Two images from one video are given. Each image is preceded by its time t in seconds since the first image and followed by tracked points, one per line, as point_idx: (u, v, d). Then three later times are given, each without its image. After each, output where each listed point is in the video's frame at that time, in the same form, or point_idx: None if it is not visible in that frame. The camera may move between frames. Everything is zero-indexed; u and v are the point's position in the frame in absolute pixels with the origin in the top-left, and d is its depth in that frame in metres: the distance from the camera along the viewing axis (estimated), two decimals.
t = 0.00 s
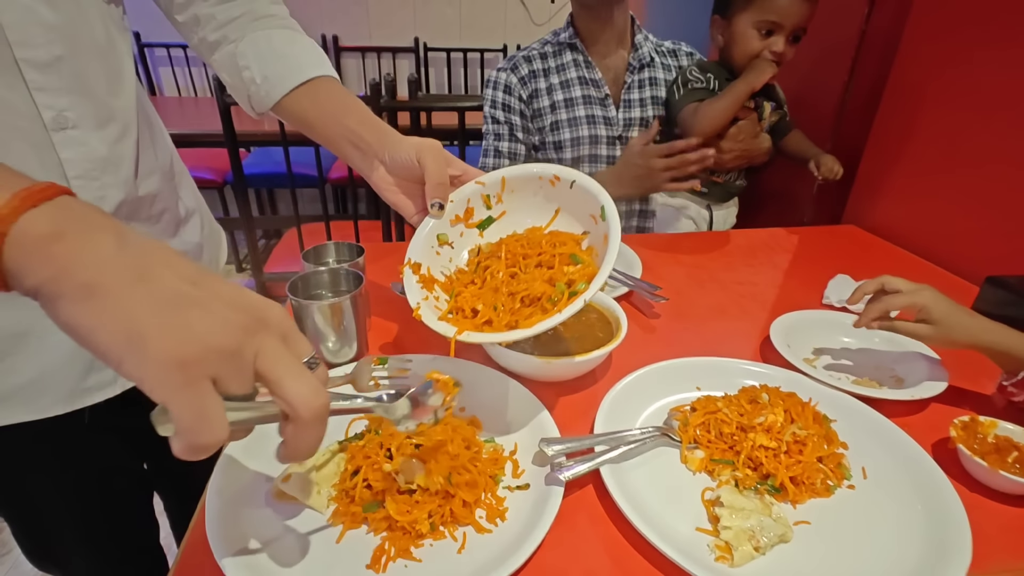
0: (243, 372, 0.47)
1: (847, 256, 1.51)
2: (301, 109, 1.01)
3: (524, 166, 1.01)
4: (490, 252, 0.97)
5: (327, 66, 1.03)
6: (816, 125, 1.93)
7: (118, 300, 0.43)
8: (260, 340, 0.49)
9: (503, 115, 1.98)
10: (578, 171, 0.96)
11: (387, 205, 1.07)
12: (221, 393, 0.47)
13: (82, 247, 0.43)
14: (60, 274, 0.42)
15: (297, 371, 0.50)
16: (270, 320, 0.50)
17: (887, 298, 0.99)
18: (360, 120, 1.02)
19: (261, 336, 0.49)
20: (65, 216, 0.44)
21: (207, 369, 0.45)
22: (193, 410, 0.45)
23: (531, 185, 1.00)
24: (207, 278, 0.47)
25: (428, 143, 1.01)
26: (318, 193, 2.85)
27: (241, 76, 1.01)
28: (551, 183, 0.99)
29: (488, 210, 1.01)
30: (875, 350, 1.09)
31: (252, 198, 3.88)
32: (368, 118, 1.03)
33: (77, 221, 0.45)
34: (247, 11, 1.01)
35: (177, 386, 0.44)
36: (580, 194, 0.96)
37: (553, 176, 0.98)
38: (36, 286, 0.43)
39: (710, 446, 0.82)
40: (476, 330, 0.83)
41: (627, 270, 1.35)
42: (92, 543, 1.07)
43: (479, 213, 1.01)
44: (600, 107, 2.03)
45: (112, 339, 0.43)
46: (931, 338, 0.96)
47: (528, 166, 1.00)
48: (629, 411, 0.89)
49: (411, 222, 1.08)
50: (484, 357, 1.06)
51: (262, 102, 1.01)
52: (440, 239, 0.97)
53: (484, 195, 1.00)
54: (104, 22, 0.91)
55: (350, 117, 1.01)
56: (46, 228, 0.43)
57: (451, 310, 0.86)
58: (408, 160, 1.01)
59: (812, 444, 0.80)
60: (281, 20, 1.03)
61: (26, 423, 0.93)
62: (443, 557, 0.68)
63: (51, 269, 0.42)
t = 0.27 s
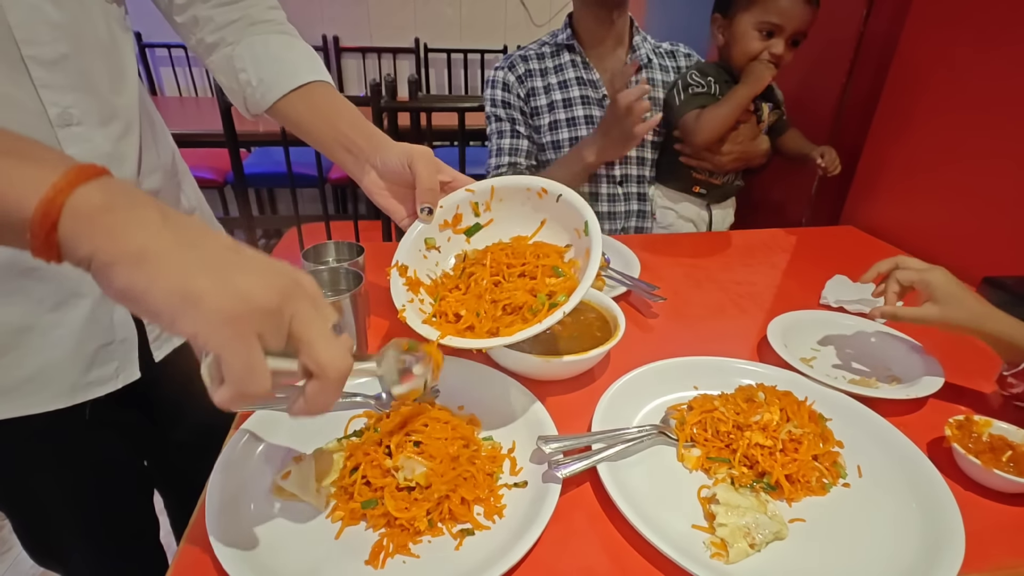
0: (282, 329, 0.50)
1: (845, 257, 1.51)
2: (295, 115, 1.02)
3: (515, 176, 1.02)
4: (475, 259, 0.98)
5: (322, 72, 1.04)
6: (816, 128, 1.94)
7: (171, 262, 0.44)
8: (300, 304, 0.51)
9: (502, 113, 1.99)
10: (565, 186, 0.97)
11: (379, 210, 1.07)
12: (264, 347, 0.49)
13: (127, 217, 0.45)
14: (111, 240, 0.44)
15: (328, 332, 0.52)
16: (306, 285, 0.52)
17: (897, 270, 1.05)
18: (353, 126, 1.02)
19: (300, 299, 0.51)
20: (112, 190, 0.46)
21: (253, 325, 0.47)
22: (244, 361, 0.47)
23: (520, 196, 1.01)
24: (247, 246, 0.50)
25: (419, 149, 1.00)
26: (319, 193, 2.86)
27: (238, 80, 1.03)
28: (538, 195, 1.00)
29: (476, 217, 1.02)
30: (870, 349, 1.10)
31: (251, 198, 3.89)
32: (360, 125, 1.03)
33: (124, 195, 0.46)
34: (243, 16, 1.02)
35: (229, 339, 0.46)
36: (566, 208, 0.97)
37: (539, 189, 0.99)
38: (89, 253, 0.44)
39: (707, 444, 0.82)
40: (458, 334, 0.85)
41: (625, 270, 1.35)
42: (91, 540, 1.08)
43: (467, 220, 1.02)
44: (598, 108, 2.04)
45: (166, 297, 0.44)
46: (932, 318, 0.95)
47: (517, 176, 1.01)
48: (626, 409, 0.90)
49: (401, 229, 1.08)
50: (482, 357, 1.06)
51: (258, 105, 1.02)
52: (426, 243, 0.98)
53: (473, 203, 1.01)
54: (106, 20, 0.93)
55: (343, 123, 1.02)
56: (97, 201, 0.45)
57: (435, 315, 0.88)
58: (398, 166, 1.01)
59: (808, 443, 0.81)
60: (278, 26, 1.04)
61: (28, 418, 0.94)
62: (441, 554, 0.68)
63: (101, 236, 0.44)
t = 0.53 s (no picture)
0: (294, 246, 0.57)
1: (845, 258, 1.51)
2: (291, 117, 1.00)
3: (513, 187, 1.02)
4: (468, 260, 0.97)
5: (317, 74, 1.03)
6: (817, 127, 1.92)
7: (180, 182, 0.50)
8: (307, 222, 0.58)
9: (502, 117, 1.97)
10: (560, 197, 0.98)
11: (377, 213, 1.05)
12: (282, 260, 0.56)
13: (131, 137, 0.50)
14: (118, 161, 0.49)
15: (337, 243, 0.60)
16: (309, 203, 0.59)
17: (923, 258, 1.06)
18: (349, 127, 1.00)
19: (306, 218, 0.58)
20: (111, 114, 0.51)
21: (269, 241, 0.54)
22: (264, 276, 0.53)
23: (515, 205, 1.02)
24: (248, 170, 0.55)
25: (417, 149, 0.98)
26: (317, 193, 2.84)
27: (232, 80, 1.02)
28: (533, 205, 1.01)
29: (469, 220, 1.01)
30: (870, 351, 1.09)
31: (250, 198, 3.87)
32: (357, 126, 1.01)
33: (124, 116, 0.51)
34: (239, 18, 1.02)
35: (246, 254, 0.52)
36: (559, 219, 0.97)
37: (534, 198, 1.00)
38: (98, 175, 0.49)
39: (704, 447, 0.82)
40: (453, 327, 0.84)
41: (623, 270, 1.35)
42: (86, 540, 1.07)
43: (460, 223, 1.01)
44: (597, 109, 2.03)
45: (179, 217, 0.50)
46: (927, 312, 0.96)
47: (514, 186, 1.01)
48: (622, 411, 0.89)
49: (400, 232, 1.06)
50: (479, 358, 1.05)
51: (252, 105, 1.01)
52: (421, 240, 0.97)
53: (468, 207, 1.01)
54: (103, 17, 0.93)
55: (339, 125, 1.00)
56: (98, 122, 0.50)
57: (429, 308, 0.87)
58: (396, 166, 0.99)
59: (806, 446, 0.80)
60: (273, 29, 1.04)
61: (27, 415, 0.93)
62: (435, 558, 0.68)
63: (108, 157, 0.49)
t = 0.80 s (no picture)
0: (338, 275, 0.62)
1: (840, 265, 1.52)
2: (299, 119, 1.01)
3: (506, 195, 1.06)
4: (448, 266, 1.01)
5: (325, 79, 1.04)
6: (808, 134, 1.93)
7: (231, 224, 0.54)
8: (346, 248, 0.63)
9: (500, 127, 1.98)
10: (546, 211, 1.01)
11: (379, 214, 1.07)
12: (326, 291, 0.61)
13: (182, 176, 0.53)
14: (173, 202, 0.53)
15: (374, 263, 0.65)
16: (345, 228, 0.64)
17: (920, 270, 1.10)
18: (356, 130, 1.02)
19: (343, 244, 0.63)
20: (160, 146, 0.54)
21: (315, 277, 0.59)
22: (319, 312, 0.59)
23: (506, 215, 1.05)
24: (284, 198, 0.59)
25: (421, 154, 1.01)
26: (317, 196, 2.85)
27: (243, 88, 1.02)
28: (522, 216, 1.04)
29: (462, 227, 1.06)
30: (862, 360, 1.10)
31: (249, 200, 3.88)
32: (364, 129, 1.02)
33: (170, 149, 0.54)
34: (248, 26, 1.02)
35: (297, 292, 0.58)
36: (543, 233, 1.00)
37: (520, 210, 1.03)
38: (154, 213, 0.53)
39: (697, 457, 0.83)
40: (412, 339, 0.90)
41: (620, 278, 1.36)
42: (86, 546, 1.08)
43: (453, 229, 1.06)
44: (594, 117, 2.05)
45: (235, 260, 0.55)
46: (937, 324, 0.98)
47: (506, 196, 1.05)
48: (616, 421, 0.90)
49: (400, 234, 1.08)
50: (475, 366, 1.06)
51: (263, 113, 1.01)
52: (407, 243, 1.02)
53: (461, 213, 1.06)
54: (112, 28, 0.94)
55: (347, 128, 1.02)
56: (149, 154, 0.53)
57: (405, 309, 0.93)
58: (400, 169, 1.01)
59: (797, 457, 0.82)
60: (282, 36, 1.05)
61: (30, 421, 0.94)
62: (431, 568, 0.69)
63: (163, 195, 0.53)
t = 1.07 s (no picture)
0: (326, 312, 0.58)
1: (840, 268, 1.51)
2: (299, 116, 1.00)
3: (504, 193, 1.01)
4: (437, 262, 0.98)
5: (326, 75, 1.03)
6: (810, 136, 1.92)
7: (240, 242, 0.53)
8: (341, 287, 0.60)
9: (493, 125, 1.98)
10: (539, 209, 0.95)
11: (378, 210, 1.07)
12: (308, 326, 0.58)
13: (205, 182, 0.52)
14: (196, 209, 0.51)
15: (367, 308, 0.61)
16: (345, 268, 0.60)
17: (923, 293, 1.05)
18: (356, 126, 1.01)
19: (340, 284, 0.59)
20: (191, 147, 0.52)
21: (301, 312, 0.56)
22: (292, 346, 0.57)
23: (502, 213, 1.00)
24: (302, 222, 0.57)
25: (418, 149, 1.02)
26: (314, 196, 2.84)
27: (244, 85, 1.02)
28: (516, 215, 0.98)
29: (458, 223, 1.03)
30: (860, 365, 1.09)
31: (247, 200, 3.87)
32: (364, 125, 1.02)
33: (202, 151, 0.52)
34: (249, 21, 1.02)
35: (278, 324, 0.55)
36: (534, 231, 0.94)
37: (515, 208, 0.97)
38: (175, 213, 0.52)
39: (693, 464, 0.82)
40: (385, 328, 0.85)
41: (617, 281, 1.35)
42: (79, 549, 1.07)
43: (449, 225, 1.03)
44: (589, 119, 2.03)
45: (230, 276, 0.53)
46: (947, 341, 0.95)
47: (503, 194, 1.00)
48: (612, 427, 0.89)
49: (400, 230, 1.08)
50: (470, 370, 1.06)
51: (265, 111, 1.01)
52: (401, 240, 1.01)
53: (457, 209, 1.03)
54: (108, 28, 0.93)
55: (348, 124, 1.01)
56: (178, 155, 0.51)
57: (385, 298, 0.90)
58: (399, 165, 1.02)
59: (794, 464, 0.81)
60: (282, 32, 1.04)
61: (23, 424, 0.93)
62: None
63: (185, 196, 0.51)
